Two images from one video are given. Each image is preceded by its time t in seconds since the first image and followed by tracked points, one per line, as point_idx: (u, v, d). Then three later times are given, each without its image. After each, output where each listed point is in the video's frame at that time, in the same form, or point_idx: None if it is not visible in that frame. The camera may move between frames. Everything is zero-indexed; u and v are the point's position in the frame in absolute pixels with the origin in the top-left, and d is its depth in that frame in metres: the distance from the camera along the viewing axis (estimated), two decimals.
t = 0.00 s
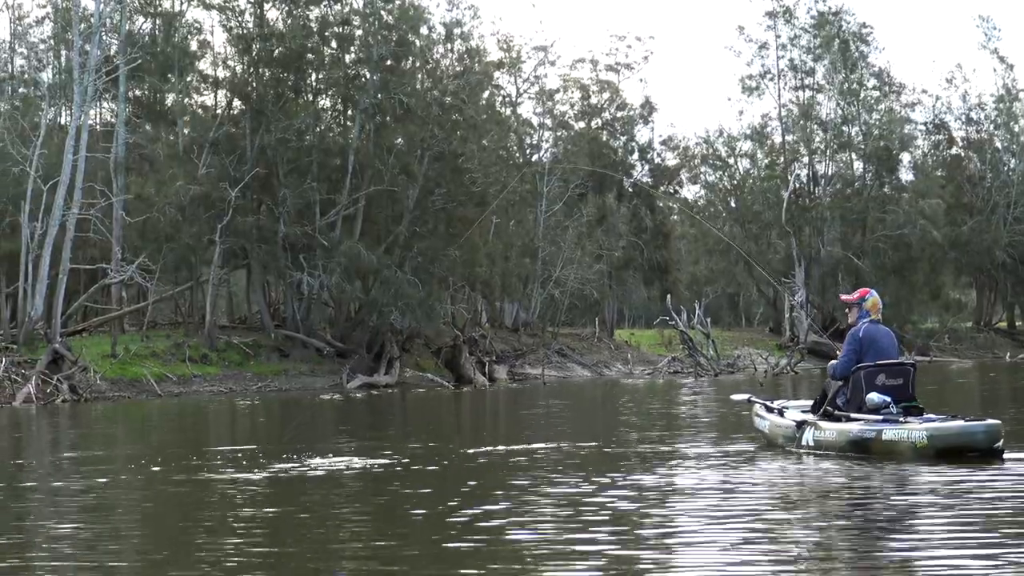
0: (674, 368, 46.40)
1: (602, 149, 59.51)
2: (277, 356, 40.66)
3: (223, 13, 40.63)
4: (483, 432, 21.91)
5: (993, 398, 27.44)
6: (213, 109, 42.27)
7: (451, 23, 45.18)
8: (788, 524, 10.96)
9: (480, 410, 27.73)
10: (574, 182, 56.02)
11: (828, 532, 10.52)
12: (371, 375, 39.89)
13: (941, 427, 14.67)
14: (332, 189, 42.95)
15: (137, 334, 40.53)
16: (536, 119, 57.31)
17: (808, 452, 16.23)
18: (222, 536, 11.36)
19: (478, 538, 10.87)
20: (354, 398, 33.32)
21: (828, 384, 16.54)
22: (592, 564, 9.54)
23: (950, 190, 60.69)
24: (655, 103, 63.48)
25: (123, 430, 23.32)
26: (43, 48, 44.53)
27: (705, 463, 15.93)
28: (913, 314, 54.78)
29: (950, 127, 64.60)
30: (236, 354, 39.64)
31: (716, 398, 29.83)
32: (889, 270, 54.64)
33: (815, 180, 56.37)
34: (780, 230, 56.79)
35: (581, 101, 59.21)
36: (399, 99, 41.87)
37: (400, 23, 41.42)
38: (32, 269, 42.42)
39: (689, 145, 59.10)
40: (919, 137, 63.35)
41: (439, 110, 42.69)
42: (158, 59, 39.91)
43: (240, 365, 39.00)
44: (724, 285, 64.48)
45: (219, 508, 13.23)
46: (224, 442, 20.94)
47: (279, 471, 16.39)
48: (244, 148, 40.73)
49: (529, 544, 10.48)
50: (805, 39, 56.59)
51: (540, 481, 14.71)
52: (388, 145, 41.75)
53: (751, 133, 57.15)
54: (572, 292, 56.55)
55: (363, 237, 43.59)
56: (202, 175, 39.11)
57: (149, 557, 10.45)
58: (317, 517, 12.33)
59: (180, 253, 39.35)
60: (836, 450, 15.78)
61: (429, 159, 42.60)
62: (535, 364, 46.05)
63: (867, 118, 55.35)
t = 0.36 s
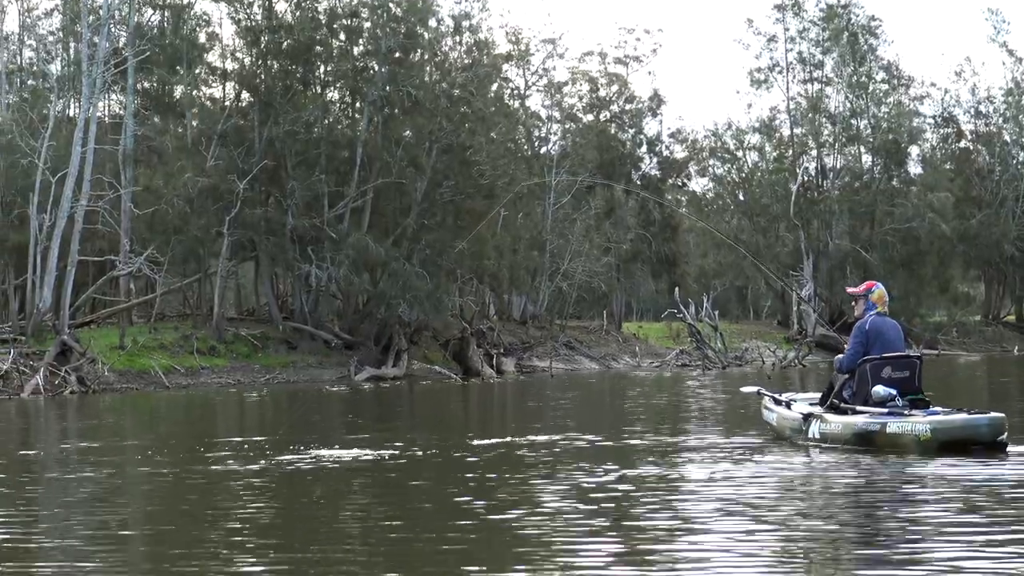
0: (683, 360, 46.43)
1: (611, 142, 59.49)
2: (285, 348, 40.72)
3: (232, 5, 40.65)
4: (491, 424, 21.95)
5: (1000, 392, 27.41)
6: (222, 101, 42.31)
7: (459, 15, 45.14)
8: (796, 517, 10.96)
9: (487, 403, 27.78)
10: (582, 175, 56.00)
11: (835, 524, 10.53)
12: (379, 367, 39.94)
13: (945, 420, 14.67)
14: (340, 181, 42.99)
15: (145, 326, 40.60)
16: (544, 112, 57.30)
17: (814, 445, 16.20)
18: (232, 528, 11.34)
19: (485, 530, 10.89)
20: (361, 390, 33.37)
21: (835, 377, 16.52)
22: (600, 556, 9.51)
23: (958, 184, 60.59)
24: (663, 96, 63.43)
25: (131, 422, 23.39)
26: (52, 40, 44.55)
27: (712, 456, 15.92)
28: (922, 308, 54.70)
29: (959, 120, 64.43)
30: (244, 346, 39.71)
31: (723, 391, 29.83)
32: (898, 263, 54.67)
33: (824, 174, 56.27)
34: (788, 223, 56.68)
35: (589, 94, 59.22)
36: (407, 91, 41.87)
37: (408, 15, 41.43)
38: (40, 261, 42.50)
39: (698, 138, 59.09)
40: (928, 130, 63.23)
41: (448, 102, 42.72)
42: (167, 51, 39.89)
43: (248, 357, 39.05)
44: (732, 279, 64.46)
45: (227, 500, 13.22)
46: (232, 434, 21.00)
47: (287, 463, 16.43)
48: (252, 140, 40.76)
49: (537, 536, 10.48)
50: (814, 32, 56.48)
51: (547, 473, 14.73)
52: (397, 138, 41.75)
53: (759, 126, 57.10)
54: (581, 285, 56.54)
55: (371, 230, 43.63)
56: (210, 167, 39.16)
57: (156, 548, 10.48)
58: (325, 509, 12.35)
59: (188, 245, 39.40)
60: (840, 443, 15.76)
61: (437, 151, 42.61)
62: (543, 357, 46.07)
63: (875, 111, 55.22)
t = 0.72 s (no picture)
0: (689, 350, 46.41)
1: (617, 131, 59.37)
2: (291, 337, 40.77)
3: None
4: (497, 413, 21.98)
5: (1006, 382, 27.40)
6: (229, 90, 42.30)
7: (466, 3, 45.00)
8: (800, 506, 10.97)
9: (493, 392, 27.80)
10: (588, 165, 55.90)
11: (839, 513, 10.54)
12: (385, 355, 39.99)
13: (947, 410, 14.63)
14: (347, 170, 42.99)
15: (152, 314, 40.66)
16: (551, 102, 57.17)
17: (817, 435, 16.20)
18: (238, 517, 11.34)
19: (491, 519, 10.91)
20: (368, 379, 33.38)
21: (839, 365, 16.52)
22: (605, 545, 9.51)
23: (965, 174, 60.44)
24: (670, 85, 63.32)
25: (138, 411, 23.43)
26: (58, 29, 44.51)
27: (717, 445, 15.93)
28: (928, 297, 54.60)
29: (966, 109, 64.18)
30: (250, 335, 39.78)
31: (729, 380, 29.83)
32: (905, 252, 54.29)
33: (831, 163, 56.08)
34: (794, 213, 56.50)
35: (596, 83, 59.09)
36: (414, 80, 41.83)
37: (415, 4, 41.37)
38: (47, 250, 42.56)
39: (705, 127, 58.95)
40: (935, 119, 63.03)
41: (454, 91, 42.70)
42: (173, 39, 39.84)
43: (254, 346, 39.10)
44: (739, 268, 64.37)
45: (233, 488, 13.25)
46: (239, 423, 21.04)
47: (293, 452, 16.47)
48: (258, 129, 40.76)
49: (543, 525, 10.51)
50: (820, 21, 56.28)
51: (553, 462, 14.75)
52: (403, 126, 41.75)
53: (766, 115, 56.96)
54: (587, 274, 56.47)
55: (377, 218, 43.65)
56: (217, 156, 39.17)
57: (163, 536, 10.51)
58: (331, 497, 12.39)
59: (195, 233, 39.42)
60: (843, 432, 15.75)
61: (443, 140, 42.56)
62: (549, 346, 46.03)
63: (883, 101, 55.01)
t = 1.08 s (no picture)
0: (692, 340, 46.46)
1: (621, 121, 59.26)
2: (294, 327, 40.81)
3: None
4: (500, 403, 22.00)
5: (1009, 372, 27.38)
6: (232, 80, 42.22)
7: None
8: (803, 496, 10.98)
9: (496, 381, 27.81)
10: (591, 156, 55.99)
11: (843, 503, 10.53)
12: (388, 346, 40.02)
13: (943, 400, 14.58)
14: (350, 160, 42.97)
15: (155, 304, 40.67)
16: (554, 92, 57.15)
17: (819, 424, 16.17)
18: (241, 508, 11.26)
19: (496, 508, 10.91)
20: (371, 369, 33.42)
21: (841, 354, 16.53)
22: (610, 537, 9.44)
23: (968, 164, 60.37)
24: (673, 76, 63.29)
25: (141, 400, 23.46)
26: (62, 19, 44.49)
27: (719, 436, 15.90)
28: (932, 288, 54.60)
29: (970, 99, 64.04)
30: (253, 325, 39.77)
31: (732, 370, 29.84)
32: (908, 244, 54.81)
33: (834, 153, 56.00)
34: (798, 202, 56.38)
35: (600, 73, 59.05)
36: (417, 70, 41.75)
37: None
38: (50, 240, 42.57)
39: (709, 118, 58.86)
40: (938, 109, 62.93)
41: (458, 81, 42.63)
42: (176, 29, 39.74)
43: (257, 336, 39.13)
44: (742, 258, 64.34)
45: (236, 478, 13.25)
46: (244, 413, 21.09)
47: (297, 442, 16.47)
48: (262, 119, 40.71)
49: (546, 514, 10.50)
50: (824, 11, 56.16)
51: (556, 452, 14.75)
52: (407, 116, 41.60)
53: (769, 105, 56.91)
54: (591, 265, 56.47)
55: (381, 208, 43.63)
56: (220, 146, 39.15)
57: (166, 526, 10.50)
58: (334, 488, 12.37)
59: (198, 223, 39.43)
60: (844, 422, 15.71)
61: (447, 130, 42.52)
62: (553, 336, 46.07)
63: (886, 91, 54.90)
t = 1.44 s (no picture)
0: (693, 334, 46.43)
1: (621, 114, 59.15)
2: (295, 321, 40.79)
3: None
4: (501, 397, 21.97)
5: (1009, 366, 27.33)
6: (233, 74, 42.16)
7: None
8: (804, 490, 10.95)
9: (496, 376, 27.77)
10: (592, 150, 56.06)
11: (844, 498, 10.50)
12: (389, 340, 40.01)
13: (939, 394, 14.53)
14: (351, 154, 42.90)
15: (155, 299, 40.65)
16: (555, 86, 57.11)
17: (818, 419, 16.15)
18: (240, 504, 11.19)
19: (497, 503, 10.89)
20: (371, 363, 33.40)
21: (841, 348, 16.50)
22: (611, 533, 9.38)
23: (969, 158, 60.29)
24: (674, 69, 63.23)
25: (142, 395, 23.44)
26: (62, 13, 44.41)
27: (721, 430, 15.87)
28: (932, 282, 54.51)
29: (970, 93, 63.95)
30: (254, 319, 39.73)
31: (732, 364, 29.82)
32: (909, 237, 54.65)
33: (835, 147, 55.90)
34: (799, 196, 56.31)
35: (600, 67, 59.01)
36: (418, 64, 41.68)
37: None
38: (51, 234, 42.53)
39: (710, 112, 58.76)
40: (939, 103, 62.84)
41: (458, 75, 42.59)
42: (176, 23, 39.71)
43: (258, 331, 39.11)
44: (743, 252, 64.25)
45: (237, 473, 13.22)
46: (244, 407, 21.07)
47: (297, 436, 16.45)
48: (262, 113, 40.66)
49: (547, 509, 10.48)
50: (825, 4, 56.08)
51: (557, 447, 14.72)
52: (407, 110, 41.57)
53: (770, 99, 56.85)
54: (591, 259, 56.41)
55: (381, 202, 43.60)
56: (220, 140, 39.10)
57: (167, 520, 10.48)
58: (334, 482, 12.34)
59: (199, 218, 39.40)
60: (842, 416, 15.69)
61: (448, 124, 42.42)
62: (553, 330, 46.07)
63: (887, 85, 54.86)
